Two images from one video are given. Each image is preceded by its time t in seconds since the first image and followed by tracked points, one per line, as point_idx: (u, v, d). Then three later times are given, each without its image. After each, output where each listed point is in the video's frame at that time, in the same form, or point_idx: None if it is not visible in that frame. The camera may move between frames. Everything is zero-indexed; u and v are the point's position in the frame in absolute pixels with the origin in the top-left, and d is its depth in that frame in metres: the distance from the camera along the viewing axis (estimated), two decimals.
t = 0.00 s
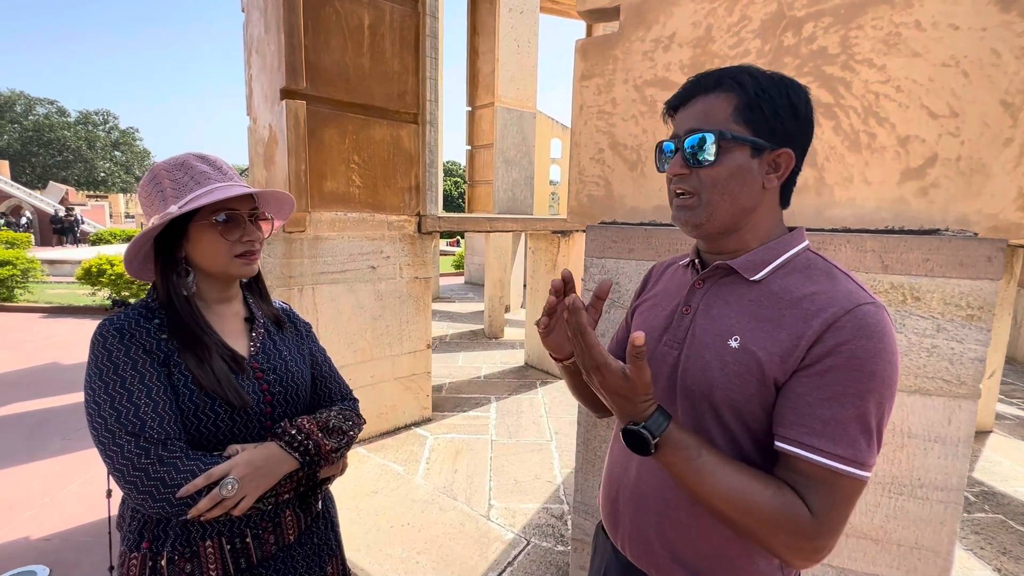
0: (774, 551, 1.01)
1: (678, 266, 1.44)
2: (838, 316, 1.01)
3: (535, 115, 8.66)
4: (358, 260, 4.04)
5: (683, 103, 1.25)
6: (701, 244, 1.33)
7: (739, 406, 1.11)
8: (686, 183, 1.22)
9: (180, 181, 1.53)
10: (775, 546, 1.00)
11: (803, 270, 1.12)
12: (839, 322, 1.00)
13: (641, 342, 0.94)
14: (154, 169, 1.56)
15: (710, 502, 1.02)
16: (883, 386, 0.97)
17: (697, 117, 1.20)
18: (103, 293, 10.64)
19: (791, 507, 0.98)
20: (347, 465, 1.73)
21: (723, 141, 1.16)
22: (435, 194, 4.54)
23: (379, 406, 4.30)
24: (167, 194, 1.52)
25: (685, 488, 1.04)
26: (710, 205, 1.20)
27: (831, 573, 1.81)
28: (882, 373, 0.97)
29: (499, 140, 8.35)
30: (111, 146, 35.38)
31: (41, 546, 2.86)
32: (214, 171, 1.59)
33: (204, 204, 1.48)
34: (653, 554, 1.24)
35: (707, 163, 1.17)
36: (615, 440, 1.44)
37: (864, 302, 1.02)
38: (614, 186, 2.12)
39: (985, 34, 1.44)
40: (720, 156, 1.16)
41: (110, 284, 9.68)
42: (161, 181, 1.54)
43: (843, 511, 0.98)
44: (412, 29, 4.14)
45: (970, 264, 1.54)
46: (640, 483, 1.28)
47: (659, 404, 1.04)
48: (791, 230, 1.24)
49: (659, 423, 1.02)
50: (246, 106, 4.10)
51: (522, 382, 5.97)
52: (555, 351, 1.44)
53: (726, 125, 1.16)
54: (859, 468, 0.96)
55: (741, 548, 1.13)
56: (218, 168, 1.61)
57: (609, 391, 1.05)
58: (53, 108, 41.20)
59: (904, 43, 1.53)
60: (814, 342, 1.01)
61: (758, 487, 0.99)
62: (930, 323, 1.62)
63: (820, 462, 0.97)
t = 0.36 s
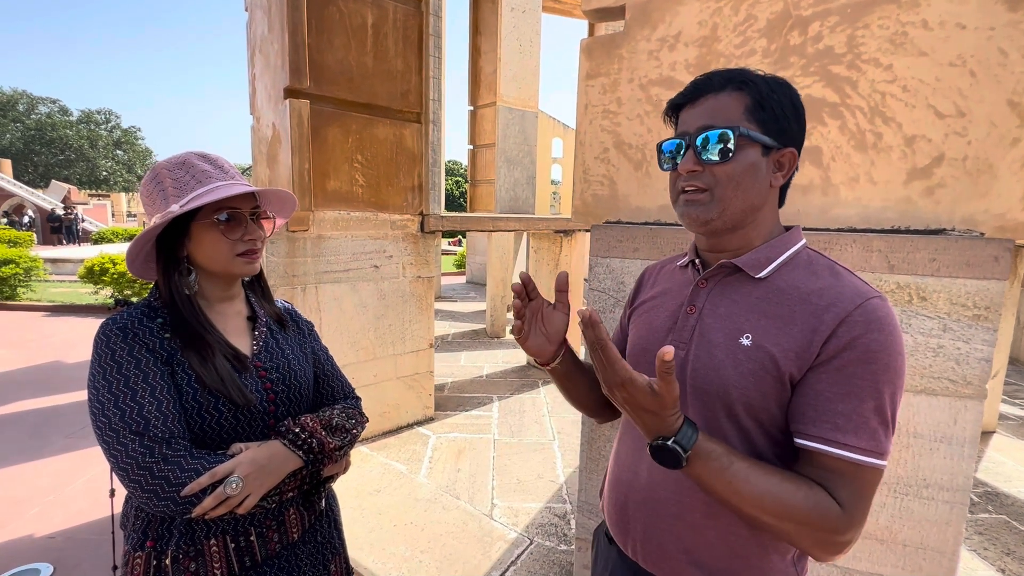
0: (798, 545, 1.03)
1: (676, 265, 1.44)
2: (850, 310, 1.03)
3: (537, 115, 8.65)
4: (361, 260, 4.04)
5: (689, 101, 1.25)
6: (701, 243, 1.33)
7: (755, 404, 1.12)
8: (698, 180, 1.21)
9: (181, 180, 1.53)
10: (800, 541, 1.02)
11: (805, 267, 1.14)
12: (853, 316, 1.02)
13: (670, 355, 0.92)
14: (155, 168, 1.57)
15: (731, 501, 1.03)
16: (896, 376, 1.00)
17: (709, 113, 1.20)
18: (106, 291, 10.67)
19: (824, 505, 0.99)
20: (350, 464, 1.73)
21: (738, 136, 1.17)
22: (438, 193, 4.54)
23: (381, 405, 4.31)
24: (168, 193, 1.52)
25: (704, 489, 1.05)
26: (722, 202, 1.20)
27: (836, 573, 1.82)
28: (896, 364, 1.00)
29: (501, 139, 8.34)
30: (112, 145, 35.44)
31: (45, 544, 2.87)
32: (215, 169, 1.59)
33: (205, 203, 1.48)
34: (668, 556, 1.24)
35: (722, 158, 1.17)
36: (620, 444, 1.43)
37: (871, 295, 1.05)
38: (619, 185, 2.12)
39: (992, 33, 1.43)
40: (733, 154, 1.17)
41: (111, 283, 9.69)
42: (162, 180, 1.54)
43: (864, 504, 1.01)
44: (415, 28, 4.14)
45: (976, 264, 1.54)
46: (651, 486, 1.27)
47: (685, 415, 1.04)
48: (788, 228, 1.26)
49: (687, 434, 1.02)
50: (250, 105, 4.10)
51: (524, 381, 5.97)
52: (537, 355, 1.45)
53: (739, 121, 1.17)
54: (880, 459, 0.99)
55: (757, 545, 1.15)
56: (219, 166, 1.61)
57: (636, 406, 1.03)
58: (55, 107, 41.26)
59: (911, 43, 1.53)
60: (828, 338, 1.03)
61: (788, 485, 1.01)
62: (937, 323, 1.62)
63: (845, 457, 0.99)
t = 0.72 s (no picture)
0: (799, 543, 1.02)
1: (676, 265, 1.43)
2: (851, 307, 1.02)
3: (540, 114, 8.64)
4: (364, 259, 4.04)
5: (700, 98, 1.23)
6: (703, 242, 1.32)
7: (757, 402, 1.11)
8: (710, 178, 1.20)
9: (182, 179, 1.53)
10: (802, 539, 1.01)
11: (806, 265, 1.14)
12: (854, 312, 1.02)
13: (668, 352, 0.92)
14: (156, 167, 1.56)
15: (733, 501, 1.02)
16: (898, 372, 0.99)
17: (723, 110, 1.18)
18: (109, 291, 10.70)
19: (825, 502, 0.98)
20: (352, 463, 1.73)
21: (754, 135, 1.16)
22: (441, 193, 4.54)
23: (384, 405, 4.30)
24: (168, 192, 1.51)
25: (705, 488, 1.04)
26: (734, 200, 1.19)
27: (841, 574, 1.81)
28: (897, 360, 0.99)
29: (504, 139, 8.34)
30: (116, 145, 35.56)
31: (48, 543, 2.88)
32: (217, 168, 1.59)
33: (206, 202, 1.47)
34: (673, 557, 1.23)
35: (738, 156, 1.16)
36: (623, 445, 1.42)
37: (872, 292, 1.04)
38: (623, 185, 2.11)
39: (1001, 31, 1.42)
40: (748, 152, 1.16)
41: (115, 283, 9.71)
42: (162, 179, 1.54)
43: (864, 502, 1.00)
44: (418, 28, 4.13)
45: (985, 264, 1.52)
46: (654, 487, 1.26)
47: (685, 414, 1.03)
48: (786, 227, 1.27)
49: (687, 433, 1.01)
50: (253, 104, 4.10)
51: (527, 381, 5.96)
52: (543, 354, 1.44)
53: (754, 119, 1.16)
54: (881, 456, 0.98)
55: (762, 543, 1.14)
56: (220, 165, 1.60)
57: (634, 403, 1.03)
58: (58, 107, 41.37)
59: (919, 41, 1.51)
60: (830, 335, 1.03)
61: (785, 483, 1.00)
62: (945, 323, 1.61)
63: (847, 454, 0.98)
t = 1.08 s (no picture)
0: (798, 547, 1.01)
1: (677, 266, 1.42)
2: (852, 308, 1.01)
3: (542, 115, 8.64)
4: (366, 260, 4.04)
5: (700, 99, 1.22)
6: (703, 243, 1.31)
7: (757, 405, 1.10)
8: (710, 181, 1.19)
9: (183, 180, 1.53)
10: (801, 543, 1.00)
11: (807, 265, 1.13)
12: (854, 314, 1.01)
13: (659, 360, 0.91)
14: (157, 168, 1.56)
15: (735, 504, 1.01)
16: (900, 374, 0.98)
17: (723, 112, 1.18)
18: (113, 291, 10.73)
19: (824, 507, 0.97)
20: (353, 463, 1.72)
21: (755, 138, 1.15)
22: (443, 194, 4.53)
23: (386, 406, 4.29)
24: (169, 193, 1.51)
25: (704, 492, 1.03)
26: (734, 203, 1.18)
27: None
28: (898, 362, 0.98)
29: (506, 140, 8.33)
30: (120, 147, 35.70)
31: (51, 543, 2.88)
32: (217, 169, 1.58)
33: (207, 203, 1.47)
34: (673, 560, 1.22)
35: (738, 159, 1.16)
36: (624, 446, 1.41)
37: (873, 293, 1.03)
38: (626, 185, 2.10)
39: (1008, 30, 1.40)
40: (747, 155, 1.15)
41: (119, 283, 9.74)
42: (163, 180, 1.54)
43: (865, 507, 0.98)
44: (421, 28, 4.13)
45: (992, 265, 1.51)
46: (654, 491, 1.25)
47: (681, 419, 1.02)
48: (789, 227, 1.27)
49: (682, 438, 1.00)
50: (255, 105, 4.11)
51: (529, 382, 5.95)
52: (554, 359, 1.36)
53: (755, 121, 1.15)
54: (881, 460, 0.97)
55: (762, 546, 1.13)
56: (221, 166, 1.60)
57: (629, 407, 1.03)
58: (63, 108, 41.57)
59: (924, 40, 1.50)
60: (830, 337, 1.01)
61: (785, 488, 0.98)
62: (951, 325, 1.59)
63: (846, 457, 0.97)
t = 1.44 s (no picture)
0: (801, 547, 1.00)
1: (678, 267, 1.41)
2: (855, 311, 1.01)
3: (544, 116, 8.63)
4: (368, 261, 4.04)
5: (699, 102, 1.21)
6: (704, 245, 1.31)
7: (760, 408, 1.09)
8: (710, 185, 1.19)
9: (183, 182, 1.53)
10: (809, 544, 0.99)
11: (809, 267, 1.12)
12: (858, 316, 1.00)
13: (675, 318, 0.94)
14: (159, 170, 1.56)
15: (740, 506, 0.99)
16: (905, 377, 0.97)
17: (723, 115, 1.17)
18: (117, 292, 10.76)
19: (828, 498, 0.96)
20: (354, 464, 1.72)
21: (754, 142, 1.15)
22: (445, 195, 4.54)
23: (388, 407, 4.29)
24: (171, 195, 1.51)
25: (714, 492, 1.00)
26: (733, 207, 1.18)
27: None
28: (903, 365, 0.97)
29: (509, 140, 8.33)
30: (124, 148, 35.82)
31: (54, 544, 2.89)
32: (218, 171, 1.58)
33: (207, 205, 1.47)
34: (676, 562, 1.21)
35: (738, 163, 1.15)
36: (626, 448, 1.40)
37: (876, 295, 1.02)
38: (628, 186, 2.09)
39: (1012, 30, 1.40)
40: (746, 158, 1.15)
41: (122, 284, 9.77)
42: (164, 182, 1.54)
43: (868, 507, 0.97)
44: (422, 30, 4.13)
45: (996, 267, 1.50)
46: (657, 492, 1.25)
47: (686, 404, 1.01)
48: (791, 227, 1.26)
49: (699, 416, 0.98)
50: (258, 106, 4.11)
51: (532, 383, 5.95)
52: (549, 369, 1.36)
53: (755, 125, 1.15)
54: (885, 462, 0.96)
55: (766, 547, 1.12)
56: (222, 169, 1.60)
57: (647, 403, 0.97)
58: (67, 110, 41.71)
59: (928, 40, 1.49)
60: (834, 339, 1.01)
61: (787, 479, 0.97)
62: (955, 327, 1.58)
63: (851, 460, 0.96)
